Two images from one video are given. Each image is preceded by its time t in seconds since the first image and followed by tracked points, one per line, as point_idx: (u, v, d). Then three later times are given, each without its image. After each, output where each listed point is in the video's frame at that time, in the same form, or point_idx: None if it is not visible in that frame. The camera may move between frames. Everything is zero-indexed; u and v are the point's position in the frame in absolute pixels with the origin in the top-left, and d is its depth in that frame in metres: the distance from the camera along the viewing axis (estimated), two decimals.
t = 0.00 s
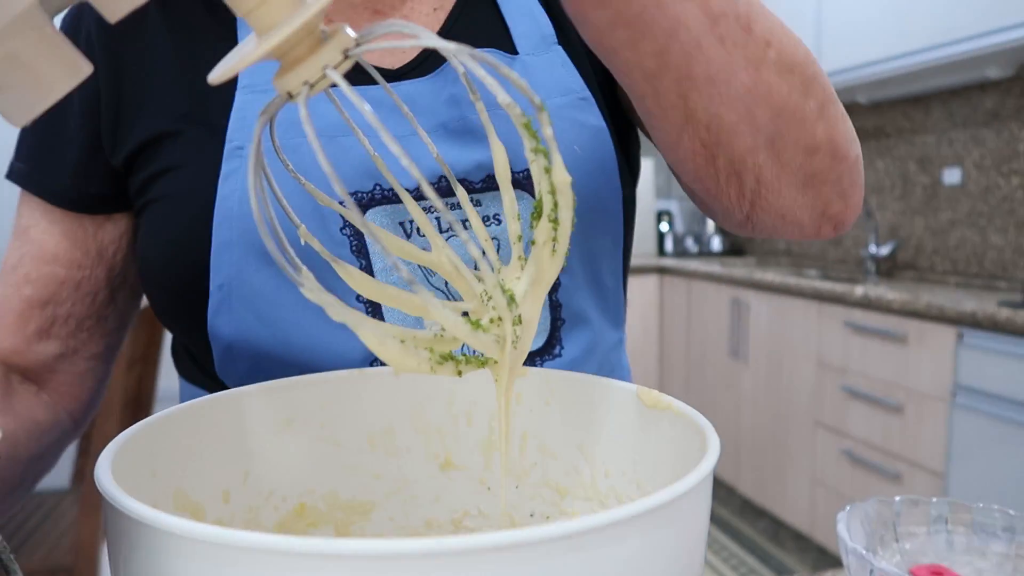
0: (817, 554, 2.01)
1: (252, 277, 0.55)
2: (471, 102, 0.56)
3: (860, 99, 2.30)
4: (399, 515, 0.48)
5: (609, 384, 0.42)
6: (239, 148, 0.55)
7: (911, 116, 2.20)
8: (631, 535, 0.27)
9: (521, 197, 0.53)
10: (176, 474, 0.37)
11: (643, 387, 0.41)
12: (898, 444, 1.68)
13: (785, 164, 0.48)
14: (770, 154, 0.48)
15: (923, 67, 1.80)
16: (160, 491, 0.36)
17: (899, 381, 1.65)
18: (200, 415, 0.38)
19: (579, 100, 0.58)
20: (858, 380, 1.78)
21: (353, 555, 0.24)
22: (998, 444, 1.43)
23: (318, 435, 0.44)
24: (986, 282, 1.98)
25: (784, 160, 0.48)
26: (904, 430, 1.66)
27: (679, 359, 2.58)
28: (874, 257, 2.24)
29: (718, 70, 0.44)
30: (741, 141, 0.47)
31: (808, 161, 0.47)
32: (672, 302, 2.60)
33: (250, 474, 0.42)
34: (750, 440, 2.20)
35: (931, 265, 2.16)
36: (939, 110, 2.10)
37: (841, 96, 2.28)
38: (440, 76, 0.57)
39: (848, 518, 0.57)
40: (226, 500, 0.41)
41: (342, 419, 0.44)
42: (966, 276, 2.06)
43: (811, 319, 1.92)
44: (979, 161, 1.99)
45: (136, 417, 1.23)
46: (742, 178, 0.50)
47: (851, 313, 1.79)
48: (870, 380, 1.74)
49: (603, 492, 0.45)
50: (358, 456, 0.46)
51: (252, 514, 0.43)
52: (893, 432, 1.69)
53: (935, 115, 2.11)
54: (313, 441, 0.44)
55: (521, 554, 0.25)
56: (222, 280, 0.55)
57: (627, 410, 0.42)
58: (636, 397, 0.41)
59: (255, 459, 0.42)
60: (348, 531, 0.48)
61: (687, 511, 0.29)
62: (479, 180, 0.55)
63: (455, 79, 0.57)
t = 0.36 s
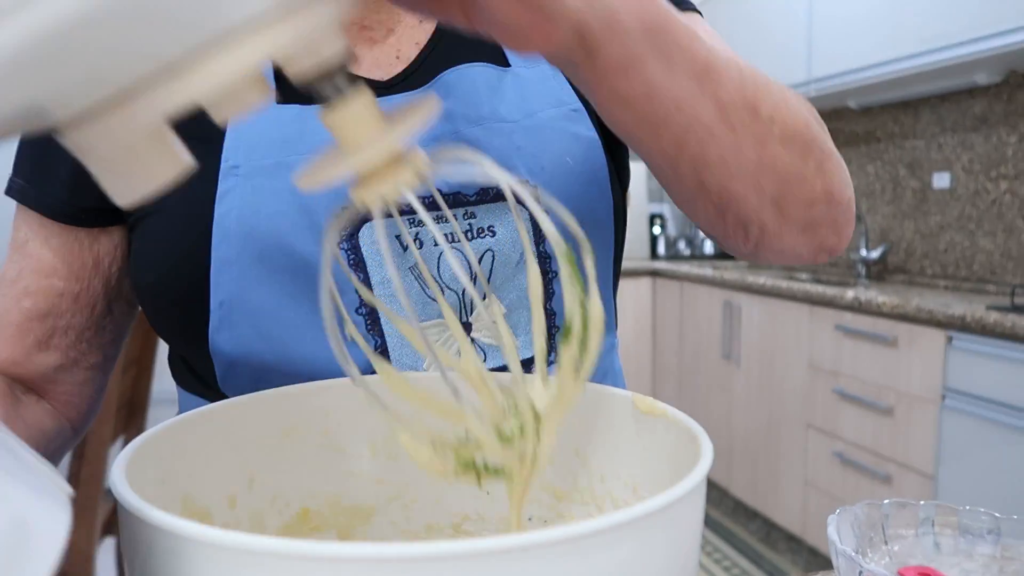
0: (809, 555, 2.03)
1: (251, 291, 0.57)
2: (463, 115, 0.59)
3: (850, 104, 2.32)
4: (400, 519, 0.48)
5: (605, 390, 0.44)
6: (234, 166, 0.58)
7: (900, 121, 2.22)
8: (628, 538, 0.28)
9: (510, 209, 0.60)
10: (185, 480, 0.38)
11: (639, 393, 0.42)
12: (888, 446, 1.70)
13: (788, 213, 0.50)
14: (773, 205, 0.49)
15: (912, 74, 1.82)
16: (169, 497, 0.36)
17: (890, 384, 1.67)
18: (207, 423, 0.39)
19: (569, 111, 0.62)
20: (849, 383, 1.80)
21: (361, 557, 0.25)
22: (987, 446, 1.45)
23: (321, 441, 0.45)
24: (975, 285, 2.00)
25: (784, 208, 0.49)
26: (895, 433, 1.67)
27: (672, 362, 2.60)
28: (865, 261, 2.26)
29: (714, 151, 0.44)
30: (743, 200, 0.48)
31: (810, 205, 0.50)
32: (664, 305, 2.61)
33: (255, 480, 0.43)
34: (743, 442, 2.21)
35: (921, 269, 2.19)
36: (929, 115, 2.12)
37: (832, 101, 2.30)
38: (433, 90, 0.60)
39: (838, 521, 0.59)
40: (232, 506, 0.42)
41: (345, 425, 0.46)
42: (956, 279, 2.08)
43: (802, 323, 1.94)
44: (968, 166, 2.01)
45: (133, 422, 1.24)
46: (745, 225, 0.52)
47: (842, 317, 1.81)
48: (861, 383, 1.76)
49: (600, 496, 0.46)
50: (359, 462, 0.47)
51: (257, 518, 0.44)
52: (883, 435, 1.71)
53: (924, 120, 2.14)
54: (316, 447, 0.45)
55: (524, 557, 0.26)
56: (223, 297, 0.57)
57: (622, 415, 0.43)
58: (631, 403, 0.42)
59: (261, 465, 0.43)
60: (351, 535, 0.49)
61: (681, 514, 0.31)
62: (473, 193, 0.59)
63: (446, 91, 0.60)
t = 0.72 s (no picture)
0: (793, 535, 2.07)
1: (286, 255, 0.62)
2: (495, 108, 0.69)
3: (837, 91, 2.34)
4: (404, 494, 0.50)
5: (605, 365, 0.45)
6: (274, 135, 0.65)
7: (886, 107, 2.24)
8: (639, 502, 0.29)
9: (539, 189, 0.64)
10: (197, 455, 0.38)
11: (640, 367, 0.44)
12: (872, 428, 1.73)
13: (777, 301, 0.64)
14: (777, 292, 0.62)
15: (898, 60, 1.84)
16: (183, 469, 0.37)
17: (874, 367, 1.70)
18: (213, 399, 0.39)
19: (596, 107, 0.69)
20: (834, 366, 1.83)
21: (380, 520, 0.25)
22: (968, 427, 1.48)
23: (327, 418, 0.46)
24: (959, 270, 2.03)
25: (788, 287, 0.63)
26: (879, 415, 1.70)
27: (659, 347, 2.62)
28: (850, 246, 2.28)
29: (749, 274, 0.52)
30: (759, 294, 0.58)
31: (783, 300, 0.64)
32: (652, 290, 2.63)
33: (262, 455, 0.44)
34: (730, 425, 2.24)
35: (905, 254, 2.22)
36: (915, 101, 2.14)
37: (820, 87, 2.31)
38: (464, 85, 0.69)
39: (828, 494, 0.60)
40: (241, 479, 0.43)
41: (349, 402, 0.47)
42: (939, 265, 2.11)
43: (789, 307, 1.97)
44: (953, 152, 2.04)
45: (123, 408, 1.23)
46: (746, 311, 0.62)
47: (829, 301, 1.83)
48: (846, 367, 1.79)
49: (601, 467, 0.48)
50: (364, 438, 0.48)
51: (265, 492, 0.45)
52: (868, 417, 1.74)
53: (910, 106, 2.16)
54: (319, 425, 0.46)
55: (537, 520, 0.27)
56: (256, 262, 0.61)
57: (622, 387, 0.44)
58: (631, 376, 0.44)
59: (268, 441, 0.44)
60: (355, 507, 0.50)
61: (687, 481, 0.32)
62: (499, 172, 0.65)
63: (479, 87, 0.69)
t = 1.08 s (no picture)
0: (773, 502, 2.12)
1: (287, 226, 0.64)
2: (490, 76, 0.70)
3: (821, 62, 2.34)
4: (399, 467, 0.51)
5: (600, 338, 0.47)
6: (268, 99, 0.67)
7: (869, 79, 2.25)
8: (638, 473, 0.30)
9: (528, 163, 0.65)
10: (198, 430, 0.39)
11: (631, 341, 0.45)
12: (851, 397, 1.76)
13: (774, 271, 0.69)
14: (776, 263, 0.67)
15: (881, 32, 1.84)
16: (187, 442, 0.37)
17: (854, 337, 1.73)
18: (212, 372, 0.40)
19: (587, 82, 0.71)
20: (814, 337, 1.86)
21: (393, 492, 0.26)
22: (945, 395, 1.52)
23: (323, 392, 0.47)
24: (936, 242, 2.06)
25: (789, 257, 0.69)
26: (857, 385, 1.74)
27: (642, 319, 2.65)
28: (831, 218, 2.31)
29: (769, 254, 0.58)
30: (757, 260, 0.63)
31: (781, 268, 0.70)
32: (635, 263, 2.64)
33: (262, 428, 0.45)
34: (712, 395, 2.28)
35: (885, 226, 2.25)
36: (897, 73, 2.15)
37: (803, 59, 2.31)
38: (460, 52, 0.71)
39: (812, 462, 0.62)
40: (241, 454, 0.43)
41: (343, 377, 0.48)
42: (918, 236, 2.14)
43: (770, 279, 1.99)
44: (933, 124, 2.05)
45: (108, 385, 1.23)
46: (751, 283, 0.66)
47: (809, 273, 1.86)
48: (826, 337, 1.82)
49: (594, 439, 0.49)
50: (359, 411, 0.50)
51: (263, 465, 0.45)
52: (847, 387, 1.77)
53: (892, 79, 2.17)
54: (317, 397, 0.48)
55: (546, 491, 0.27)
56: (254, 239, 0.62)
57: (616, 358, 0.46)
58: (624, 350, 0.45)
59: (266, 416, 0.45)
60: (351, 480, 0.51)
61: (682, 452, 0.32)
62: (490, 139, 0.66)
63: (476, 55, 0.71)
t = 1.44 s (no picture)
0: (770, 489, 2.13)
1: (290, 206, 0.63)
2: (493, 53, 0.70)
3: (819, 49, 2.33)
4: (406, 453, 0.51)
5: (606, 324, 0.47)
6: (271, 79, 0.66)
7: (867, 66, 2.24)
8: (653, 459, 0.29)
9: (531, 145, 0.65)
10: (206, 417, 0.39)
11: (642, 328, 0.45)
12: (848, 384, 1.76)
13: (763, 240, 0.73)
14: (764, 230, 0.70)
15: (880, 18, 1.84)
16: (194, 428, 0.37)
17: (851, 324, 1.73)
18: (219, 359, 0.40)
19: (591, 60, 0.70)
20: (811, 324, 1.86)
21: (409, 479, 0.26)
22: (943, 382, 1.52)
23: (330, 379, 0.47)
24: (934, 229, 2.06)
25: (775, 228, 0.72)
26: (855, 372, 1.74)
27: (639, 307, 2.65)
28: (829, 206, 2.30)
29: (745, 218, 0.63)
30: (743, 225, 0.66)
31: (768, 238, 0.73)
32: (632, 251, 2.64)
33: (268, 416, 0.45)
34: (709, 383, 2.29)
35: (883, 213, 2.24)
36: (896, 60, 2.14)
37: (801, 45, 2.30)
38: (464, 29, 0.70)
39: (816, 448, 0.62)
40: (248, 440, 0.43)
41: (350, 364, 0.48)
42: (916, 223, 2.14)
43: (768, 266, 1.99)
44: (932, 111, 2.05)
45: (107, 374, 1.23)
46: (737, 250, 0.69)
47: (807, 260, 1.86)
48: (824, 325, 1.82)
49: (602, 425, 0.49)
50: (365, 397, 0.49)
51: (270, 452, 0.45)
52: (844, 374, 1.77)
53: (891, 65, 2.16)
54: (324, 384, 0.47)
55: (563, 477, 0.27)
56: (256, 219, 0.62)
57: (621, 345, 0.46)
58: (630, 336, 0.45)
59: (272, 403, 0.45)
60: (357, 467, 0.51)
61: (696, 438, 0.32)
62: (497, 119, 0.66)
63: (480, 32, 0.70)
